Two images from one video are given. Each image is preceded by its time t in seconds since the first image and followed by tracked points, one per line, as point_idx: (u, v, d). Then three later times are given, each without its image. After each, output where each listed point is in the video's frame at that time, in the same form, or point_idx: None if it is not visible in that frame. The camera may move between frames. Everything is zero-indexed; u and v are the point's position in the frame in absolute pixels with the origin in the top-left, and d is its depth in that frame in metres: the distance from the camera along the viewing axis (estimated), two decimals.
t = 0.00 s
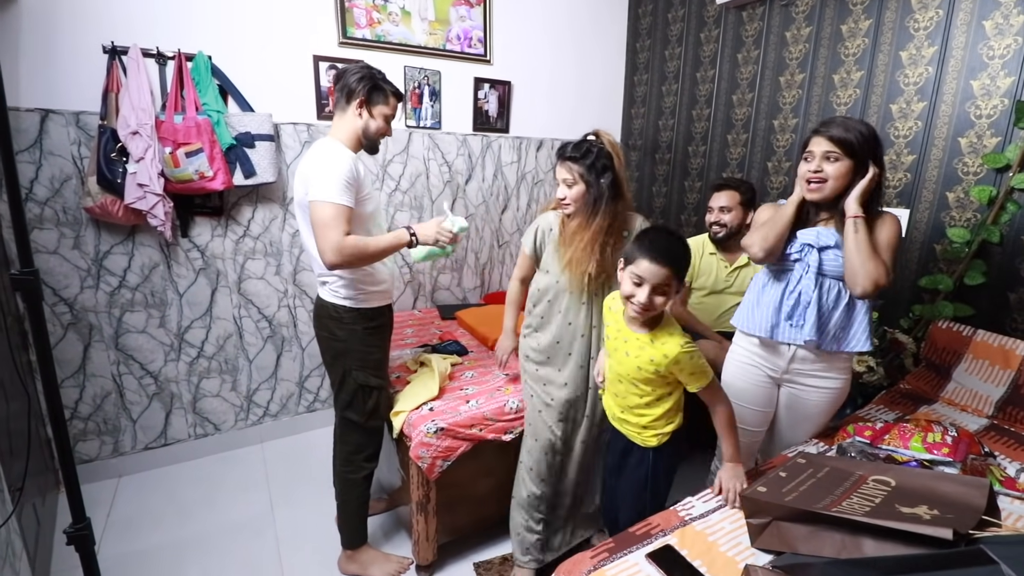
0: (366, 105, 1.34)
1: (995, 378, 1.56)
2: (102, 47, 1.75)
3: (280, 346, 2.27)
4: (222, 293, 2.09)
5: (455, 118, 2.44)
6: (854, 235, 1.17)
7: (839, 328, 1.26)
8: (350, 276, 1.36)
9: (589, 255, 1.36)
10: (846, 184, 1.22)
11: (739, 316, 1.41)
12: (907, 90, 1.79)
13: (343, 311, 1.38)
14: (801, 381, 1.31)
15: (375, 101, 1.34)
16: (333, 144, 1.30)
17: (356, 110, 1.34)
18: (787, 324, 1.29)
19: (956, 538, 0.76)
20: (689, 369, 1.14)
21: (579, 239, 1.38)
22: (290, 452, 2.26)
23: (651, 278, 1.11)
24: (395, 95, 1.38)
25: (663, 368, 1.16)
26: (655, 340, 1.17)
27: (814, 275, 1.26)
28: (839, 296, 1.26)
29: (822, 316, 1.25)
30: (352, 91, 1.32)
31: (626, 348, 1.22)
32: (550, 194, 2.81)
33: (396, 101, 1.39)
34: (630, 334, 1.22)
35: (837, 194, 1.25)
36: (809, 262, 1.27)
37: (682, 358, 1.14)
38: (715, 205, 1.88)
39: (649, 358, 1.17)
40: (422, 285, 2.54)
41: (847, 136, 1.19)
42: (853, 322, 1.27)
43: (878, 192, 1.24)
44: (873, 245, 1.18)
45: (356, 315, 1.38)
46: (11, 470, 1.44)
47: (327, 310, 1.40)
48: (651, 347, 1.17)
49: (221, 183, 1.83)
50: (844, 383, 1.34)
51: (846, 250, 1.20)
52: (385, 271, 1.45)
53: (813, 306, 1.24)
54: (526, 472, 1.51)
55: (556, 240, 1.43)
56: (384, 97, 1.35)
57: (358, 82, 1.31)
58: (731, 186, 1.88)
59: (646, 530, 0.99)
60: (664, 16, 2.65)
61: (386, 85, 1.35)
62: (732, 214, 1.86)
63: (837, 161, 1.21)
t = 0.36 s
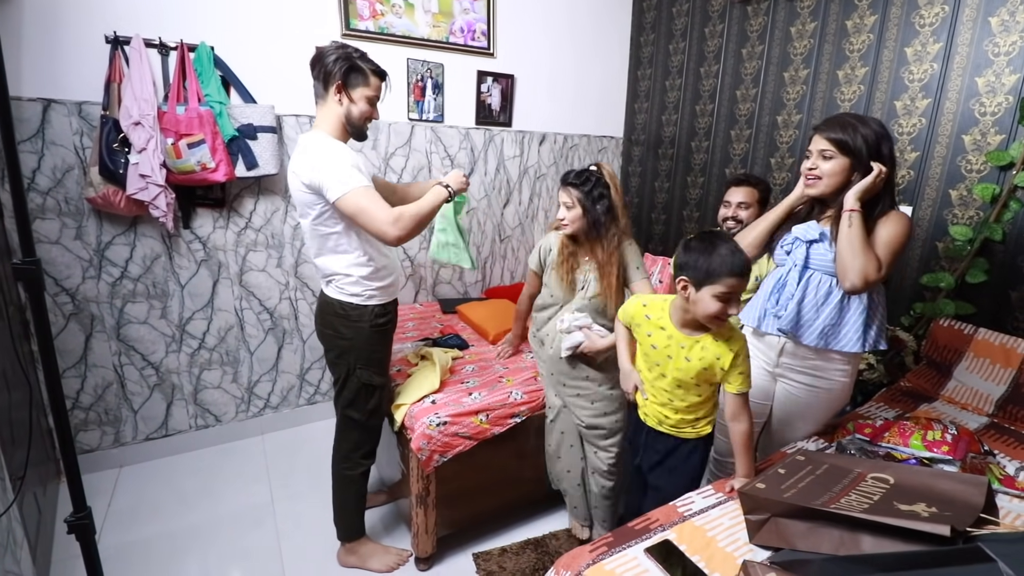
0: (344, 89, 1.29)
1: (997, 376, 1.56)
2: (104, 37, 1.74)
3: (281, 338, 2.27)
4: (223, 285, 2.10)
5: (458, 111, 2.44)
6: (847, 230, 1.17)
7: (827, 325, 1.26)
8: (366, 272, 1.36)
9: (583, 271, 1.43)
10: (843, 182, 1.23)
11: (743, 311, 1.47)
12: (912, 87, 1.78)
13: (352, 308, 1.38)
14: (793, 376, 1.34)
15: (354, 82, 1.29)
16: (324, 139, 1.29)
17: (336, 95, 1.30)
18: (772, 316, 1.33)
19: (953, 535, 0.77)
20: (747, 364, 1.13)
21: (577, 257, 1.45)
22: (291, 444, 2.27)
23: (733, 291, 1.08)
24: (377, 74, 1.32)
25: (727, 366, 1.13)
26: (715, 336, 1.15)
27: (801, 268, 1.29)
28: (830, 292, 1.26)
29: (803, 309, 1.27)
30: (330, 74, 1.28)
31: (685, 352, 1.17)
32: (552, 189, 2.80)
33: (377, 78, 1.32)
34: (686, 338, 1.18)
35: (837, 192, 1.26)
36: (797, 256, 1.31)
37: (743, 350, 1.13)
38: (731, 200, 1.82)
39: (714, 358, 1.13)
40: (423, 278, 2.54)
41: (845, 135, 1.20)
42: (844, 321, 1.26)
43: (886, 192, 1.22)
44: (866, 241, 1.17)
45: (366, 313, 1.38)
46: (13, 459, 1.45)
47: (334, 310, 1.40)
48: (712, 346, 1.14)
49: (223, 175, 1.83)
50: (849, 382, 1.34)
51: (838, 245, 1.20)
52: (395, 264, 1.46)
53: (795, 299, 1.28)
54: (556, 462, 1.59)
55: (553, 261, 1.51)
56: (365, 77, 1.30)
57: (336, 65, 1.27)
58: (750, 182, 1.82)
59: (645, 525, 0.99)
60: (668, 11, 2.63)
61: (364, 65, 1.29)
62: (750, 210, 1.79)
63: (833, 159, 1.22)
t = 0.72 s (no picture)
0: (336, 88, 1.27)
1: (1001, 380, 1.56)
2: (109, 39, 1.75)
3: (283, 339, 2.28)
4: (226, 285, 2.10)
5: (460, 113, 2.44)
6: (869, 243, 1.16)
7: (840, 329, 1.26)
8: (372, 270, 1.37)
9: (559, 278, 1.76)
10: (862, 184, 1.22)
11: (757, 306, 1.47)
12: (914, 89, 1.78)
13: (352, 314, 1.38)
14: (802, 380, 1.33)
15: (345, 79, 1.28)
16: (317, 138, 1.27)
17: (328, 95, 1.28)
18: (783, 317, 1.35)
19: (955, 539, 0.77)
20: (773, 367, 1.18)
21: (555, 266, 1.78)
22: (293, 445, 2.27)
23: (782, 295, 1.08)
24: (369, 70, 1.31)
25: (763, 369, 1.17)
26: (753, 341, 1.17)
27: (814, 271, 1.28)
28: (842, 296, 1.26)
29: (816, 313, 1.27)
30: (320, 72, 1.26)
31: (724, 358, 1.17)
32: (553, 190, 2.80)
33: (369, 74, 1.31)
34: (722, 344, 1.17)
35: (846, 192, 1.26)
36: (810, 257, 1.30)
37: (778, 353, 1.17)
38: (736, 202, 1.80)
39: (753, 362, 1.16)
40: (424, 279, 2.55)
41: (857, 136, 1.21)
42: (857, 323, 1.26)
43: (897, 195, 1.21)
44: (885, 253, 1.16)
45: (366, 319, 1.38)
46: (17, 458, 1.46)
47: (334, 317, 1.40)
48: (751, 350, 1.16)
49: (226, 176, 1.84)
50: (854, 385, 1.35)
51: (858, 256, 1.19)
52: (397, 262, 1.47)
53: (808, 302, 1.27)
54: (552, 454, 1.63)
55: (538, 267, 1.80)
56: (356, 73, 1.28)
57: (327, 62, 1.25)
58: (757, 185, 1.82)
59: (647, 528, 0.99)
60: (671, 13, 2.64)
61: (354, 61, 1.27)
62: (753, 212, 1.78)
63: (843, 159, 1.23)
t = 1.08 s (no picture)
0: (333, 88, 1.26)
1: (1014, 386, 1.53)
2: (124, 40, 1.78)
3: (292, 338, 2.29)
4: (237, 284, 2.12)
5: (469, 114, 2.45)
6: (881, 248, 1.14)
7: (850, 334, 1.26)
8: (377, 266, 1.37)
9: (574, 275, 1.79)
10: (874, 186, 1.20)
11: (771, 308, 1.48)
12: (927, 92, 1.76)
13: (358, 318, 1.39)
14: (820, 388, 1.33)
15: (343, 77, 1.26)
16: (318, 132, 1.26)
17: (328, 95, 1.28)
18: (795, 321, 1.36)
19: (967, 547, 0.76)
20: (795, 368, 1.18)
21: (570, 265, 1.81)
22: (300, 444, 2.29)
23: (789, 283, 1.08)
24: (370, 67, 1.29)
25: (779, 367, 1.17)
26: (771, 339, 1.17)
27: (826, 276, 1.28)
28: (855, 301, 1.25)
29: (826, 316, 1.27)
30: (318, 73, 1.25)
31: (745, 355, 1.17)
32: (562, 192, 2.80)
33: (368, 71, 1.28)
34: (748, 341, 1.17)
35: (863, 195, 1.25)
36: (821, 261, 1.30)
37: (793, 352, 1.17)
38: (740, 204, 1.80)
39: (770, 359, 1.16)
40: (432, 280, 2.55)
41: (875, 139, 1.20)
42: (870, 328, 1.25)
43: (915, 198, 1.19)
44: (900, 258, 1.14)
45: (372, 324, 1.39)
46: (31, 453, 1.48)
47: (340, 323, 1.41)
48: (768, 347, 1.17)
49: (238, 176, 1.86)
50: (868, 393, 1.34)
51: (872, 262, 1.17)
52: (405, 259, 1.47)
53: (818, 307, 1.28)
54: (553, 450, 1.62)
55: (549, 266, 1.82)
56: (354, 70, 1.26)
57: (324, 60, 1.24)
58: (759, 186, 1.81)
59: (654, 532, 0.99)
60: (681, 14, 2.63)
61: (353, 60, 1.26)
62: (759, 213, 1.77)
63: (861, 161, 1.22)
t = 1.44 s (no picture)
0: (324, 95, 1.27)
1: (1017, 395, 1.52)
2: (131, 46, 1.79)
3: (295, 342, 2.30)
4: (241, 289, 2.13)
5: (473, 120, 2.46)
6: (876, 266, 1.15)
7: (853, 340, 1.27)
8: (367, 270, 1.36)
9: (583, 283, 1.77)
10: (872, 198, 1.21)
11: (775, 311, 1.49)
12: (930, 100, 1.76)
13: (349, 326, 1.38)
14: (834, 391, 1.32)
15: (335, 86, 1.27)
16: (315, 140, 1.27)
17: (323, 104, 1.29)
18: (797, 327, 1.36)
19: (971, 557, 0.76)
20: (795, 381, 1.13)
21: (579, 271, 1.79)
22: (303, 448, 2.29)
23: (751, 274, 1.13)
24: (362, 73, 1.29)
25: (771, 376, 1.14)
26: (766, 344, 1.16)
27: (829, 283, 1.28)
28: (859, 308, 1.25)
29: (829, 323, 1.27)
30: (312, 83, 1.27)
31: (735, 353, 1.19)
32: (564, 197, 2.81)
33: (361, 78, 1.29)
34: (739, 339, 1.20)
35: (866, 203, 1.25)
36: (824, 269, 1.30)
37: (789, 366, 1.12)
38: (741, 210, 1.80)
39: (759, 363, 1.15)
40: (435, 285, 2.56)
41: (880, 147, 1.21)
42: (872, 336, 1.26)
43: (919, 205, 1.19)
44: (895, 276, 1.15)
45: (364, 331, 1.37)
46: (35, 457, 1.48)
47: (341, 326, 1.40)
48: (760, 351, 1.16)
49: (242, 181, 1.87)
50: (875, 399, 1.35)
51: (868, 278, 1.18)
52: (403, 265, 1.46)
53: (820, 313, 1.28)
54: (560, 458, 1.61)
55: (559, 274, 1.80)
56: (344, 76, 1.26)
57: (319, 71, 1.26)
58: (760, 193, 1.81)
59: (656, 540, 0.99)
60: (684, 21, 2.64)
61: (343, 66, 1.26)
62: (760, 219, 1.77)
63: (866, 170, 1.22)
